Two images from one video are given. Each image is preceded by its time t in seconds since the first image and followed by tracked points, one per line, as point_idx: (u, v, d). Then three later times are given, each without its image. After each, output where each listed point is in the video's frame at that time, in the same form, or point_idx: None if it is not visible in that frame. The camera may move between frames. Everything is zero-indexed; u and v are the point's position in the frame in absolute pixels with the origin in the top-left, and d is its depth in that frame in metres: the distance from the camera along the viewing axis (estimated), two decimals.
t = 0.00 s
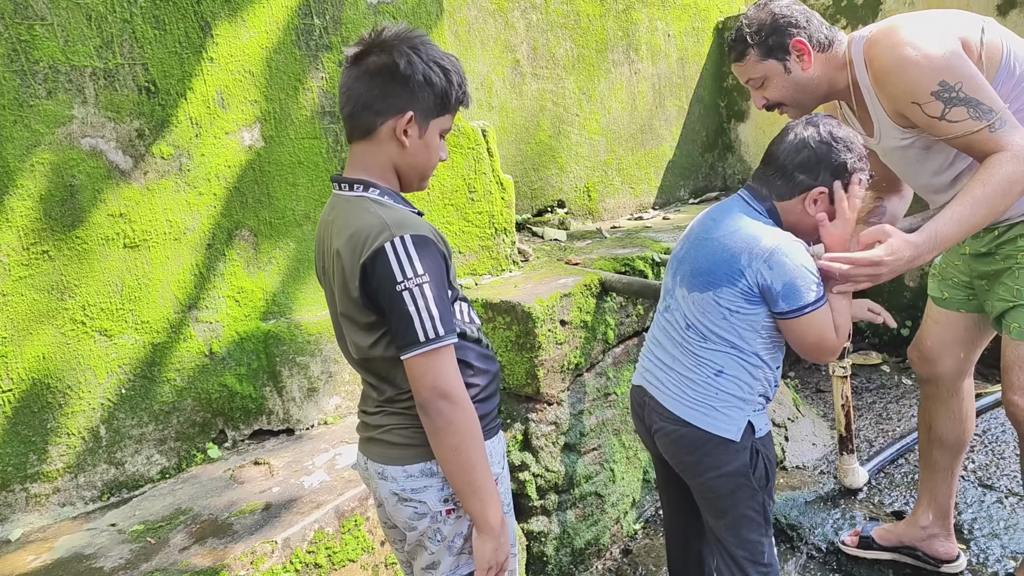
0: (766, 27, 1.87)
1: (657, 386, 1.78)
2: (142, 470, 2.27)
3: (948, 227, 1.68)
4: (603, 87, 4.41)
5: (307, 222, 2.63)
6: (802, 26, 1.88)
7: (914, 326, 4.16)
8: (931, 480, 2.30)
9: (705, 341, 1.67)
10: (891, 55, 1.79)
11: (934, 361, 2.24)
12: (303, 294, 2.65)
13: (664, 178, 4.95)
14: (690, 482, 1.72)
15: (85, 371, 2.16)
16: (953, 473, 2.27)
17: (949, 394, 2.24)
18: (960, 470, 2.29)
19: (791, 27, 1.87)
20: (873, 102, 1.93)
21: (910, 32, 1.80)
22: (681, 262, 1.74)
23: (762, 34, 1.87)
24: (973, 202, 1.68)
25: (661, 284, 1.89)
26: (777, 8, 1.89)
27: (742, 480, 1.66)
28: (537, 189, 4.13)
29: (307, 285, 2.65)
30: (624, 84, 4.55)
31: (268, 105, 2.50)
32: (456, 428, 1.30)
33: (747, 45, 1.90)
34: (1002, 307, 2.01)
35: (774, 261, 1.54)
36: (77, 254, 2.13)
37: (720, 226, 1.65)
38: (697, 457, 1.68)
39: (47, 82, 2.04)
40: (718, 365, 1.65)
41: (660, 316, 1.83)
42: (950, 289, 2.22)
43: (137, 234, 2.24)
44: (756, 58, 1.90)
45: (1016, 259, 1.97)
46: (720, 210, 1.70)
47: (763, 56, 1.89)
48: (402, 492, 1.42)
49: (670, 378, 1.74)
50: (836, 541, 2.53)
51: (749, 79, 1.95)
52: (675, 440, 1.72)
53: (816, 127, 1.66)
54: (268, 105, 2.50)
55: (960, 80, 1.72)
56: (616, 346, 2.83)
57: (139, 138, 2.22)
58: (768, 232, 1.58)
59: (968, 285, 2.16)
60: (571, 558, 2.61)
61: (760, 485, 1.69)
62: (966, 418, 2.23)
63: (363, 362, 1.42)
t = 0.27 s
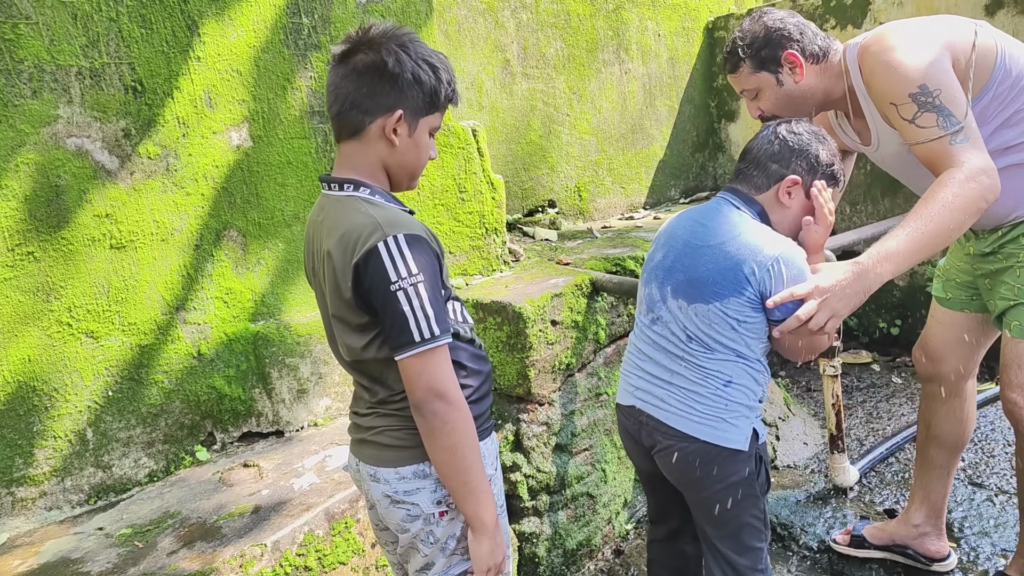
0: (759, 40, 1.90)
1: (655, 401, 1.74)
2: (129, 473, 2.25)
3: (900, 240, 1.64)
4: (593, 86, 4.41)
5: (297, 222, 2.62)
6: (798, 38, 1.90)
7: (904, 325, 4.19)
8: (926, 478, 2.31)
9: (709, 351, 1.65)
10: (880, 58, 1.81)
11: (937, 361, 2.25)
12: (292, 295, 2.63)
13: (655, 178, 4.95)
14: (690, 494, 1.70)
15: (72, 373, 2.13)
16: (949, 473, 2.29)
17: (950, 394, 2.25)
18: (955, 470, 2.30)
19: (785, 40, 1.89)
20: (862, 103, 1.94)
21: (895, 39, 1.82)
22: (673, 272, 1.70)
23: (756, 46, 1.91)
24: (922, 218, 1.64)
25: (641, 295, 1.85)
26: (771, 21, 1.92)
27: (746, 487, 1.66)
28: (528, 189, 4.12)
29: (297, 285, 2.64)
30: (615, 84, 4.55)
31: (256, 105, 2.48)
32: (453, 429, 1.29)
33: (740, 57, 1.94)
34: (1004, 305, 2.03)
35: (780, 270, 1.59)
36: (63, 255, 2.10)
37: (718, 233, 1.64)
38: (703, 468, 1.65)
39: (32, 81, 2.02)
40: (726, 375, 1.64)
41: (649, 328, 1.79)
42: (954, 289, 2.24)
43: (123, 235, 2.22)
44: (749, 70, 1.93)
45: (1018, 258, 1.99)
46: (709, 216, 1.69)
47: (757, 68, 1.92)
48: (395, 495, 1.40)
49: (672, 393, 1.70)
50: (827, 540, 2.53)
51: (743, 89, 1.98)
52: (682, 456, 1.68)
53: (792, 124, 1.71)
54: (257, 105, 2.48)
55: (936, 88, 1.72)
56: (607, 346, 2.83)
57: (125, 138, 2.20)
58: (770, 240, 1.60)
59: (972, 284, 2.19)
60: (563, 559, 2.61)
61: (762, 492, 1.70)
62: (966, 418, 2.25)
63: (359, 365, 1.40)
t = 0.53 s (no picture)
0: (761, 50, 1.92)
1: (646, 409, 1.73)
2: (128, 473, 2.25)
3: (872, 269, 1.71)
4: (593, 88, 4.42)
5: (297, 223, 2.62)
6: (799, 46, 1.91)
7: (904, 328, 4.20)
8: (930, 484, 2.32)
9: (701, 356, 1.65)
10: (880, 65, 1.82)
11: (944, 365, 2.26)
12: (291, 296, 2.63)
13: (655, 180, 4.96)
14: (689, 504, 1.70)
15: (72, 373, 2.14)
16: (952, 478, 2.29)
17: (956, 399, 2.26)
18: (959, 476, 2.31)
19: (786, 49, 1.91)
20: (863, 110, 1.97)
21: (897, 46, 1.82)
22: (657, 280, 1.70)
23: (758, 55, 1.92)
24: (896, 246, 1.70)
25: (622, 304, 1.84)
26: (773, 31, 1.93)
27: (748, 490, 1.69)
28: (528, 191, 4.13)
29: (297, 286, 2.64)
30: (615, 86, 4.56)
31: (257, 106, 2.48)
32: (455, 432, 1.30)
33: (742, 68, 1.95)
34: (1007, 308, 2.02)
35: (766, 268, 1.62)
36: (64, 255, 2.11)
37: (701, 236, 1.64)
38: (708, 478, 1.65)
39: (34, 81, 2.02)
40: (720, 377, 1.65)
41: (635, 336, 1.78)
42: (957, 293, 2.26)
43: (124, 235, 2.22)
44: (752, 79, 1.95)
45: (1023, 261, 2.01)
46: (687, 219, 1.69)
47: (759, 78, 1.94)
48: (398, 497, 1.41)
49: (666, 399, 1.69)
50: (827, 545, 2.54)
51: (746, 99, 2.00)
52: (682, 463, 1.66)
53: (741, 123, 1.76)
54: (257, 106, 2.49)
55: (928, 103, 1.73)
56: (606, 349, 2.84)
57: (127, 138, 2.20)
58: (753, 238, 1.62)
59: (976, 288, 2.19)
60: (561, 561, 2.61)
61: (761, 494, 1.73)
62: (971, 423, 2.26)
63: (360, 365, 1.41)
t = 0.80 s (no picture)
0: (754, 53, 1.94)
1: (663, 410, 1.77)
2: (132, 474, 2.27)
3: (890, 278, 1.71)
4: (593, 90, 4.43)
5: (298, 225, 2.64)
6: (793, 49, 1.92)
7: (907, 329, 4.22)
8: (934, 486, 2.33)
9: (719, 359, 1.67)
10: (879, 68, 1.80)
11: (947, 365, 2.28)
12: (293, 297, 2.65)
13: (655, 181, 4.97)
14: (716, 508, 1.71)
15: (76, 374, 2.15)
16: (956, 481, 2.31)
17: (957, 401, 2.27)
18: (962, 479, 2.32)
19: (781, 52, 1.92)
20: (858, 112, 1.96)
21: (892, 48, 1.81)
22: (678, 282, 1.72)
23: (752, 58, 1.94)
24: (912, 254, 1.71)
25: (648, 304, 1.87)
26: (767, 34, 1.95)
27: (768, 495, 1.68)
28: (528, 193, 4.14)
29: (298, 288, 2.65)
30: (615, 87, 4.57)
31: (258, 108, 2.50)
32: (462, 435, 1.32)
33: (735, 70, 1.98)
34: (1006, 308, 2.04)
35: (790, 276, 1.60)
36: (68, 257, 2.12)
37: (722, 242, 1.64)
38: (722, 480, 1.67)
39: (38, 86, 2.04)
40: (738, 382, 1.66)
41: (658, 336, 1.81)
42: (956, 293, 2.25)
43: (127, 237, 2.24)
44: (744, 82, 1.97)
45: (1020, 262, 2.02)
46: (711, 223, 1.69)
47: (752, 80, 1.96)
48: (404, 499, 1.42)
49: (684, 401, 1.72)
50: (830, 548, 2.56)
51: (738, 101, 2.02)
52: (698, 465, 1.69)
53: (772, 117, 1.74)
54: (259, 109, 2.50)
55: (930, 105, 1.73)
56: (607, 350, 2.85)
57: (130, 141, 2.22)
58: (778, 246, 1.60)
59: (974, 288, 2.20)
60: (562, 563, 2.63)
61: (788, 496, 1.73)
62: (974, 425, 2.27)
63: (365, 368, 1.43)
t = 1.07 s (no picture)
0: (748, 61, 1.94)
1: (685, 392, 1.80)
2: (135, 473, 2.28)
3: (926, 269, 1.70)
4: (593, 88, 4.43)
5: (299, 225, 2.65)
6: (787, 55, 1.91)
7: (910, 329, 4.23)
8: (935, 485, 2.34)
9: (737, 345, 1.67)
10: (883, 67, 1.80)
11: (944, 364, 2.29)
12: (294, 297, 2.66)
13: (655, 180, 4.98)
14: (735, 500, 1.71)
15: (79, 374, 2.17)
16: (957, 480, 2.32)
17: (956, 399, 2.29)
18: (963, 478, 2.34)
19: (774, 58, 1.91)
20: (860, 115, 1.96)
21: (895, 44, 1.82)
22: (708, 265, 1.75)
23: (746, 66, 1.95)
24: (948, 241, 1.70)
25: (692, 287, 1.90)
26: (760, 41, 1.95)
27: (785, 490, 1.65)
28: (528, 192, 4.15)
29: (300, 288, 2.67)
30: (615, 86, 4.58)
31: (259, 108, 2.51)
32: (466, 434, 1.33)
33: (729, 78, 1.99)
34: (1011, 307, 2.04)
35: (812, 264, 1.54)
36: (71, 257, 2.13)
37: (746, 227, 1.64)
38: (733, 470, 1.67)
39: (39, 86, 2.05)
40: (753, 368, 1.65)
41: (691, 318, 1.84)
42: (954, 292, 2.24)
43: (129, 237, 2.25)
44: (740, 90, 1.97)
45: None
46: (740, 209, 1.69)
47: (747, 88, 1.96)
48: (407, 498, 1.44)
49: (703, 382, 1.74)
50: (831, 547, 2.58)
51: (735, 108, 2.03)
52: (708, 448, 1.71)
53: (777, 90, 1.69)
54: (259, 109, 2.51)
55: (943, 97, 1.74)
56: (607, 349, 2.86)
57: (131, 142, 2.23)
58: (801, 232, 1.56)
59: (977, 287, 2.18)
60: (563, 561, 2.64)
61: (805, 496, 1.68)
62: (973, 423, 2.28)
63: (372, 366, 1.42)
